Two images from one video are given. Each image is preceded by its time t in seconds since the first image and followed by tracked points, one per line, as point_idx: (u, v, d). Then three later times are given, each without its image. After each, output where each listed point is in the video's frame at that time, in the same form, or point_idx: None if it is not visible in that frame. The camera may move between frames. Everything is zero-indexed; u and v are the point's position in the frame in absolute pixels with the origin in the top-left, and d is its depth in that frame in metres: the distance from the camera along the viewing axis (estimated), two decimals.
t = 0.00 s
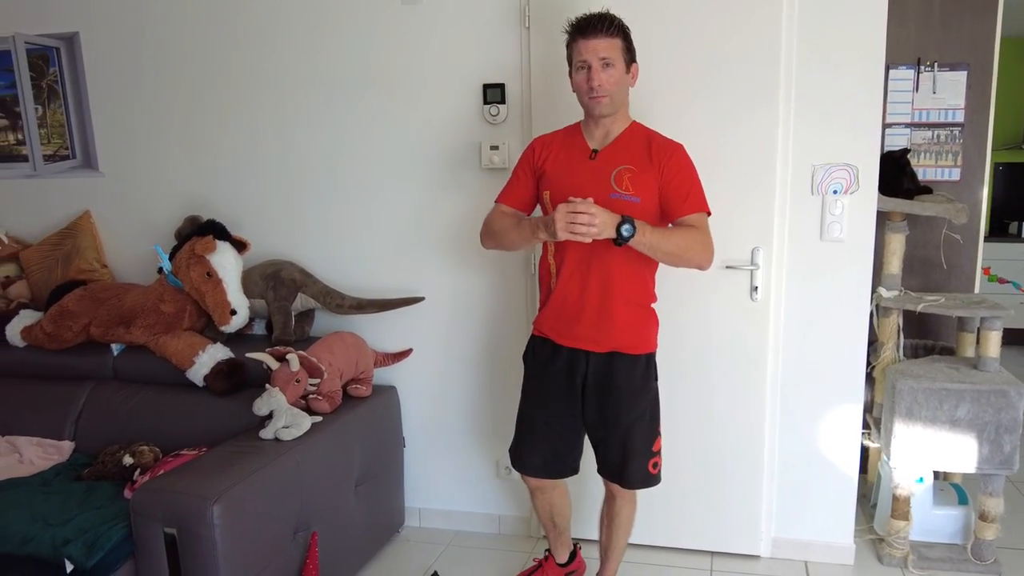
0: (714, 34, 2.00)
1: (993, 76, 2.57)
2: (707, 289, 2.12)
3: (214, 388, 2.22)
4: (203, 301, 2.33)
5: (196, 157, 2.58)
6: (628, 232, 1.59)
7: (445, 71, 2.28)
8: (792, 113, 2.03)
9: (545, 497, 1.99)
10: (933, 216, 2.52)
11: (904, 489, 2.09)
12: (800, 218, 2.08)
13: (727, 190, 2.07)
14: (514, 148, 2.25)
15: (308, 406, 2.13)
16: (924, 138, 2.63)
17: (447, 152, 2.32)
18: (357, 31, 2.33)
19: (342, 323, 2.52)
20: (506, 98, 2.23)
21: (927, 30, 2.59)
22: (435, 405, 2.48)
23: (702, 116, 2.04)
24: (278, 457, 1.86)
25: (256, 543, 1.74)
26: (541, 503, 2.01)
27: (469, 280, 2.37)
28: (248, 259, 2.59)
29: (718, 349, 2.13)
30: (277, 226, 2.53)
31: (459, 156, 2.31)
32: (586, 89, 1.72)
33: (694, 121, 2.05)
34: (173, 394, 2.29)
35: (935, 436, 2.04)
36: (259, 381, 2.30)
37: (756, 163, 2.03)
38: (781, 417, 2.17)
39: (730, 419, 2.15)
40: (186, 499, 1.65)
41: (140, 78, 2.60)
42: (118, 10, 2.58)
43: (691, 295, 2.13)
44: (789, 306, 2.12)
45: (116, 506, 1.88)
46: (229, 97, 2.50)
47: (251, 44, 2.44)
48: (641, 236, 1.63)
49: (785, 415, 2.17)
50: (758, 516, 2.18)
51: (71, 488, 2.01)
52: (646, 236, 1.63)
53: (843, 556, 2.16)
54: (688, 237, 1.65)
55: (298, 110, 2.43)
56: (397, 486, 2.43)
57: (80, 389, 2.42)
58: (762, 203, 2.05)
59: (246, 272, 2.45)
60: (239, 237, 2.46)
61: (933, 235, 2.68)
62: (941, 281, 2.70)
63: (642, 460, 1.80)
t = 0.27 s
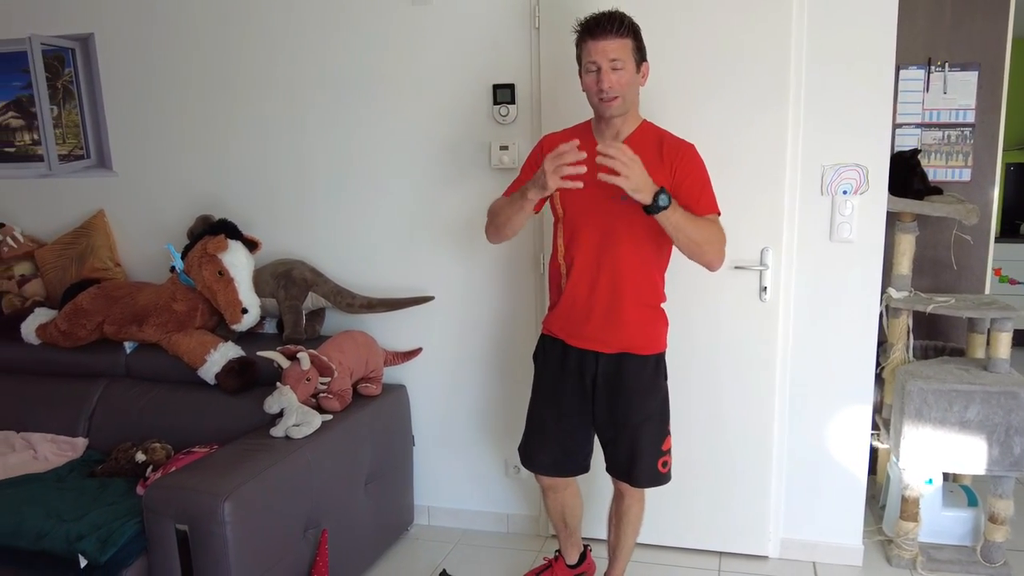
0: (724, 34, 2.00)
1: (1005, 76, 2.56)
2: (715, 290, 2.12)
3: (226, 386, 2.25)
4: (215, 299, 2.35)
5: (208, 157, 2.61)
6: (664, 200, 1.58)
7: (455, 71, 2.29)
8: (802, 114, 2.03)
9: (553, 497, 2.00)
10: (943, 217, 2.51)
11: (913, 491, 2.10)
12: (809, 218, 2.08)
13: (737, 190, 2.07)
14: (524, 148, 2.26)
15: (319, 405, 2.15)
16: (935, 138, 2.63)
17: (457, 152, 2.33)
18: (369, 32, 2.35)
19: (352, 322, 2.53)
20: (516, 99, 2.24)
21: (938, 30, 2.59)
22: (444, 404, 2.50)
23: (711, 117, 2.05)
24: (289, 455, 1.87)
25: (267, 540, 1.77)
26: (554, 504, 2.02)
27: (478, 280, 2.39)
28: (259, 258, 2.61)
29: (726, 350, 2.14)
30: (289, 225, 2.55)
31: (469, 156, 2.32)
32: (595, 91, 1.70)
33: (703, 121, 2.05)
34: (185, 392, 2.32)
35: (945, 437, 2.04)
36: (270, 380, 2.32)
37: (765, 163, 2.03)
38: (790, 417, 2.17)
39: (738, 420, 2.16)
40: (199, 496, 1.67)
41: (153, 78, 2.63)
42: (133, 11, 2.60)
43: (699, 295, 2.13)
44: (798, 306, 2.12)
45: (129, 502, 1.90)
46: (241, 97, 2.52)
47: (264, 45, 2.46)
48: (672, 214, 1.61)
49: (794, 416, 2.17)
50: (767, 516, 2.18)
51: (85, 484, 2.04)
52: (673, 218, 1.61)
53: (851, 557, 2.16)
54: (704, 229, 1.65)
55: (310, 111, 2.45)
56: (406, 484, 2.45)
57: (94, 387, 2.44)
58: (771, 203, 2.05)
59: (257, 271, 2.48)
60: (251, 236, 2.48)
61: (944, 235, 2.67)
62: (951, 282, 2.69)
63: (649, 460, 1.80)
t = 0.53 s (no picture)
0: (736, 33, 2.00)
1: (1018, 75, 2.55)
2: (726, 289, 2.12)
3: (237, 383, 2.27)
4: (227, 298, 2.37)
5: (221, 156, 2.63)
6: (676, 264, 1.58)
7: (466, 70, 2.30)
8: (814, 112, 2.02)
9: (563, 496, 2.00)
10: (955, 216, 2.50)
11: (924, 491, 2.09)
12: (821, 217, 2.07)
13: (748, 189, 2.06)
14: (534, 147, 2.27)
15: (330, 402, 2.16)
16: (947, 137, 2.61)
17: (468, 152, 2.34)
18: (380, 31, 2.36)
19: (363, 320, 2.55)
20: (527, 98, 2.25)
21: (950, 28, 2.58)
22: (454, 402, 2.51)
23: (722, 116, 2.05)
24: (300, 453, 1.89)
25: (279, 536, 1.78)
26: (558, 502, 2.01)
27: (488, 278, 2.39)
28: (271, 257, 2.63)
29: (736, 349, 2.13)
30: (300, 224, 2.56)
31: (480, 155, 2.33)
32: (611, 88, 1.70)
33: (714, 120, 2.05)
34: (198, 390, 2.34)
35: (957, 438, 2.03)
36: (281, 378, 2.35)
37: (776, 162, 2.03)
38: (800, 417, 2.16)
39: (749, 419, 2.16)
40: (211, 492, 1.69)
41: (167, 78, 2.65)
42: (147, 11, 2.63)
43: (709, 294, 2.13)
44: (809, 306, 2.11)
45: (142, 499, 1.92)
46: (254, 97, 2.54)
47: (276, 44, 2.48)
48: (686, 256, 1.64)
49: (805, 415, 2.16)
50: (777, 516, 2.18)
51: (99, 481, 2.06)
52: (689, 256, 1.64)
53: (861, 558, 2.16)
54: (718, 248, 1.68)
55: (322, 110, 2.47)
56: (417, 482, 2.46)
57: (107, 384, 2.47)
58: (782, 202, 2.05)
59: (270, 270, 2.50)
60: (263, 235, 2.50)
61: (956, 235, 2.66)
62: (963, 281, 2.68)
63: (659, 457, 1.81)
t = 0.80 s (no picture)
0: (739, 29, 2.00)
1: None
2: (729, 286, 2.11)
3: (240, 380, 2.28)
4: (231, 295, 2.38)
5: (225, 154, 2.63)
6: (669, 275, 1.62)
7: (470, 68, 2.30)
8: (818, 109, 2.02)
9: (566, 495, 2.00)
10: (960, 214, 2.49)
11: (928, 490, 2.08)
12: (825, 214, 2.06)
13: (751, 186, 2.06)
14: (538, 145, 2.26)
15: (334, 400, 2.16)
16: (953, 134, 2.60)
17: (471, 149, 2.34)
18: (384, 29, 2.36)
19: (366, 318, 2.55)
20: (530, 95, 2.25)
21: (956, 25, 2.56)
22: (457, 400, 2.51)
23: (726, 113, 2.04)
24: (303, 450, 1.89)
25: (281, 533, 1.79)
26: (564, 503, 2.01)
27: (491, 276, 2.39)
28: (275, 255, 2.63)
29: (739, 347, 2.13)
30: (304, 222, 2.57)
31: (483, 152, 2.33)
32: (615, 86, 1.69)
33: (717, 118, 2.05)
34: (202, 387, 2.35)
35: (962, 437, 2.02)
36: (286, 375, 2.36)
37: (779, 158, 2.03)
38: (804, 416, 2.16)
39: (752, 417, 2.15)
40: (214, 489, 1.69)
41: (171, 76, 2.66)
42: (152, 9, 2.64)
43: (712, 292, 2.13)
44: (813, 304, 2.10)
45: (146, 495, 1.93)
46: (258, 95, 2.54)
47: (280, 42, 2.48)
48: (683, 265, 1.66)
49: (809, 414, 2.15)
50: (781, 515, 2.17)
51: (103, 477, 2.07)
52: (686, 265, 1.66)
53: (865, 557, 2.15)
54: (719, 250, 1.71)
55: (326, 108, 2.47)
56: (420, 480, 2.47)
57: (112, 381, 2.48)
58: (786, 199, 2.04)
59: (274, 267, 2.50)
60: (267, 233, 2.51)
61: (961, 233, 2.64)
62: (969, 280, 2.66)
63: (663, 455, 1.80)
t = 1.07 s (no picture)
0: (740, 27, 1.99)
1: None
2: (730, 285, 2.11)
3: (240, 379, 2.28)
4: (231, 294, 2.38)
5: (225, 152, 2.63)
6: (656, 256, 1.61)
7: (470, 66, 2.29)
8: (819, 107, 2.01)
9: (567, 495, 1.99)
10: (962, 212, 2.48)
11: (929, 489, 2.07)
12: (825, 212, 2.06)
13: (752, 184, 2.05)
14: (538, 143, 2.26)
15: (333, 399, 2.17)
16: (954, 132, 2.59)
17: (471, 148, 2.34)
18: (383, 27, 2.36)
19: (367, 316, 2.55)
20: (530, 93, 2.24)
21: (957, 23, 2.55)
22: (458, 398, 2.50)
23: (726, 111, 2.03)
24: (303, 448, 1.89)
25: (280, 531, 1.78)
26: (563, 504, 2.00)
27: (492, 274, 2.39)
28: (275, 254, 2.63)
29: (739, 346, 2.12)
30: (304, 221, 2.57)
31: (483, 151, 2.33)
32: (605, 94, 1.68)
33: (718, 115, 2.04)
34: (202, 386, 2.35)
35: (963, 435, 2.01)
36: (286, 374, 2.36)
37: (780, 155, 2.02)
38: (805, 414, 2.15)
39: (752, 415, 2.15)
40: (213, 487, 1.69)
41: (171, 75, 2.66)
42: (152, 8, 2.63)
43: (713, 290, 2.12)
44: (814, 302, 2.10)
45: (146, 494, 1.93)
46: (258, 94, 2.54)
47: (279, 40, 2.48)
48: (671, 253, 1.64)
49: (809, 413, 2.15)
50: (781, 513, 2.17)
51: (104, 476, 2.07)
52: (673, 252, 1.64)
53: (866, 556, 2.14)
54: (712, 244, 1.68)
55: (326, 106, 2.47)
56: (420, 478, 2.46)
57: (113, 380, 2.48)
58: (787, 198, 2.03)
59: (274, 266, 2.50)
60: (267, 232, 2.50)
61: (962, 231, 2.64)
62: (970, 278, 2.66)
63: (658, 453, 1.80)
